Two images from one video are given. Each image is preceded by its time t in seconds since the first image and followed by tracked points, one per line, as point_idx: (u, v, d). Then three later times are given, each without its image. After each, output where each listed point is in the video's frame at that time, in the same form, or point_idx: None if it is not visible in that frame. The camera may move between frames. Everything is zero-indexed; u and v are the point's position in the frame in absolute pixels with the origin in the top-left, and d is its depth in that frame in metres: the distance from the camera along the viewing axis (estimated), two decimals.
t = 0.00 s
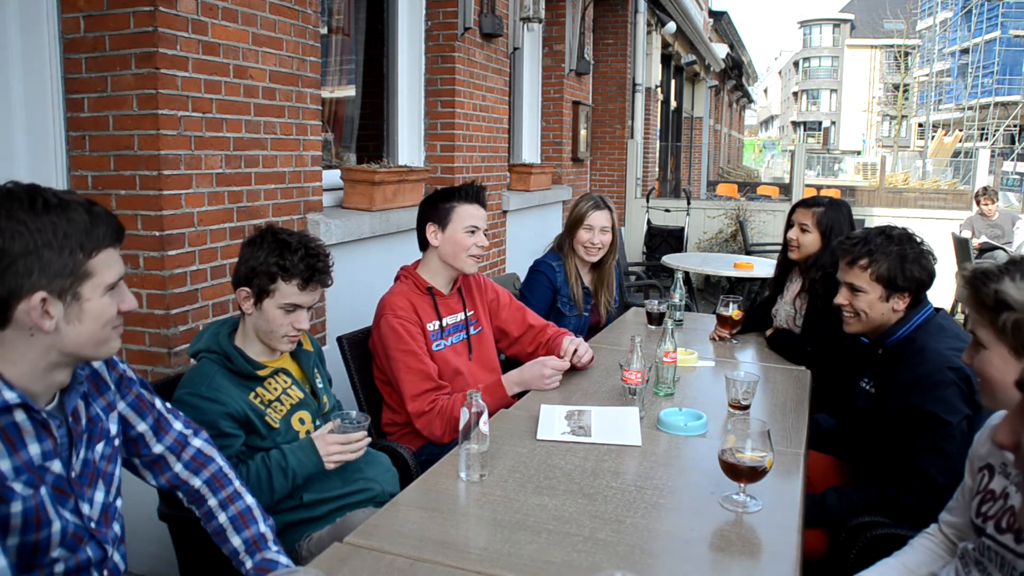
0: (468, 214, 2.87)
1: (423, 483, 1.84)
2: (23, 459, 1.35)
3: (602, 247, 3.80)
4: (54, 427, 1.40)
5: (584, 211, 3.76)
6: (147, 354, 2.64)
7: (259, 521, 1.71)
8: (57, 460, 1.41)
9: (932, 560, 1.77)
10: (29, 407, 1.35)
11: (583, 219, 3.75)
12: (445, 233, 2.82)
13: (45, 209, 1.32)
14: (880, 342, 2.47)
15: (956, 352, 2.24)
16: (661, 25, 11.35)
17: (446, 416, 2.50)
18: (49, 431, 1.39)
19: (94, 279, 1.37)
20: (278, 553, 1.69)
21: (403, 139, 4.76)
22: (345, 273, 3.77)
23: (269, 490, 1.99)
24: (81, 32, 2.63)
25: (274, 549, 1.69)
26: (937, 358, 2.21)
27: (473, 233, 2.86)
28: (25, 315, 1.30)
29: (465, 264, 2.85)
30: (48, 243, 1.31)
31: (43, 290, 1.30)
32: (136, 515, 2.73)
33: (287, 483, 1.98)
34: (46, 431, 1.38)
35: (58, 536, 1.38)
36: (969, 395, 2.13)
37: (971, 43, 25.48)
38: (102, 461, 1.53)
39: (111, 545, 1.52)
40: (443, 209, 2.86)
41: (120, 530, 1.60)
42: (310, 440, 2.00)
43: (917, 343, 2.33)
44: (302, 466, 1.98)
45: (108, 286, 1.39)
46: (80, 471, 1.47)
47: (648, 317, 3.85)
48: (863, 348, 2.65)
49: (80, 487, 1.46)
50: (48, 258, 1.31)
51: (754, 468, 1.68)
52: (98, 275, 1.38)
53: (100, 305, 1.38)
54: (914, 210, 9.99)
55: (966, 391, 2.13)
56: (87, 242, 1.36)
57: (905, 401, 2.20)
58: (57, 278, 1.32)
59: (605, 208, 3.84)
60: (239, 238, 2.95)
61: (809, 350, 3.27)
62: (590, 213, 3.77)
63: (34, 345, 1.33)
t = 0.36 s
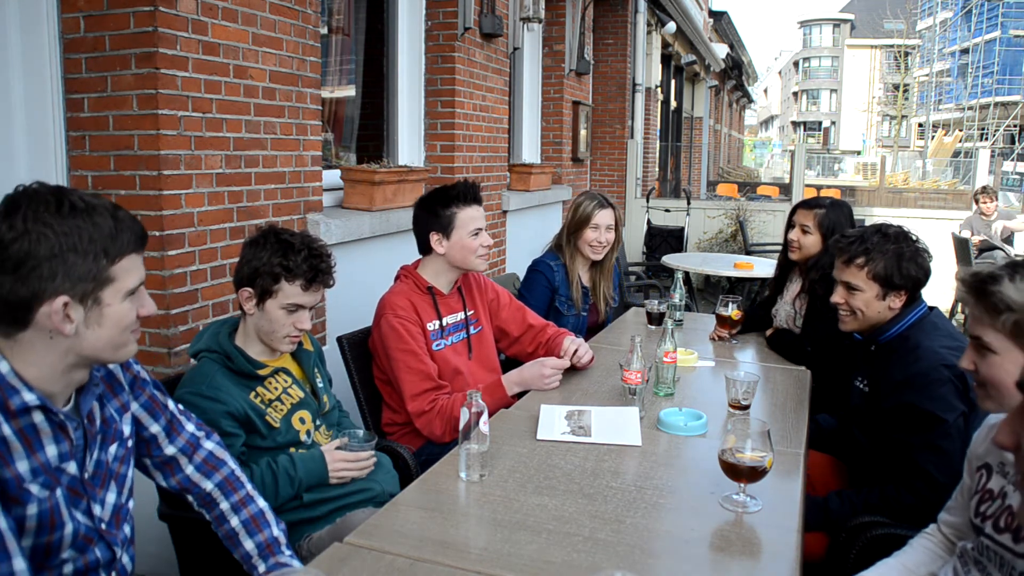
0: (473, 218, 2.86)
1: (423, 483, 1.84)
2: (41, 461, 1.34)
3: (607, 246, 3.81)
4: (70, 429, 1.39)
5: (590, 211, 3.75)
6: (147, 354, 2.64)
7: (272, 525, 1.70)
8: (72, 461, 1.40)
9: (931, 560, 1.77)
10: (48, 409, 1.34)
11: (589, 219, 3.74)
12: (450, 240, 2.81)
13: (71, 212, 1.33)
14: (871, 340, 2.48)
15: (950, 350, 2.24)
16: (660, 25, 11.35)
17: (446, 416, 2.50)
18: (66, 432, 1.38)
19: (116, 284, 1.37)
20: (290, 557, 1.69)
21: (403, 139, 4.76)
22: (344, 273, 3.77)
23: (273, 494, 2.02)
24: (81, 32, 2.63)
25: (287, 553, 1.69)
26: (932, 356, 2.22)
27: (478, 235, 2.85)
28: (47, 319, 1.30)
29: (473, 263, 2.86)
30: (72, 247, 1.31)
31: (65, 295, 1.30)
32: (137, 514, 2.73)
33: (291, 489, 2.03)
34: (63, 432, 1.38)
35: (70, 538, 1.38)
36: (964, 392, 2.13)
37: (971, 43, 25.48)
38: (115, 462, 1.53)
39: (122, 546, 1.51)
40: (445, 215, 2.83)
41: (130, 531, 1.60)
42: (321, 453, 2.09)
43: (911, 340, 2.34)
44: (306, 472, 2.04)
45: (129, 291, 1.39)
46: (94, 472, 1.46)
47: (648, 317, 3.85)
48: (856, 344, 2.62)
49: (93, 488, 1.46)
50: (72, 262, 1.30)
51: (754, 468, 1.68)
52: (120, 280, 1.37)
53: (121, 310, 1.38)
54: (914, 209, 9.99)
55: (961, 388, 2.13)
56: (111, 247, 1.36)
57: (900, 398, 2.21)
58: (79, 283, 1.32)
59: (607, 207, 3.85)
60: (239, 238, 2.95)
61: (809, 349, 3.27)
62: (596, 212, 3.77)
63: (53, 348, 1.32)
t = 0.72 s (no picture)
0: (470, 219, 2.85)
1: (423, 483, 1.84)
2: (44, 461, 1.34)
3: (594, 240, 3.80)
4: (72, 429, 1.39)
5: (574, 204, 3.81)
6: (147, 354, 2.64)
7: (272, 526, 1.70)
8: (74, 461, 1.40)
9: (931, 560, 1.77)
10: (50, 410, 1.34)
11: (574, 212, 3.79)
12: (450, 243, 2.81)
13: (73, 212, 1.32)
14: (872, 342, 2.48)
15: (950, 351, 2.24)
16: (660, 25, 11.36)
17: (446, 416, 2.50)
18: (68, 433, 1.38)
19: (117, 284, 1.37)
20: (290, 557, 1.69)
21: (402, 139, 4.76)
22: (344, 273, 3.77)
23: (272, 494, 2.02)
24: (81, 32, 2.63)
25: (287, 554, 1.69)
26: (932, 358, 2.21)
27: (475, 237, 2.85)
28: (48, 319, 1.30)
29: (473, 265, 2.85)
30: (75, 247, 1.31)
31: (67, 295, 1.30)
32: (136, 514, 2.73)
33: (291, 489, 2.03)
34: (65, 433, 1.38)
35: (71, 538, 1.38)
36: (964, 394, 2.13)
37: (971, 42, 25.49)
38: (115, 462, 1.53)
39: (122, 546, 1.51)
40: (443, 218, 2.83)
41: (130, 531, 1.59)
42: (320, 453, 2.09)
43: (912, 341, 2.34)
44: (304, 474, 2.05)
45: (130, 291, 1.39)
46: (95, 472, 1.47)
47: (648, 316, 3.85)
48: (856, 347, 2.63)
49: (94, 488, 1.46)
50: (74, 262, 1.30)
51: (754, 468, 1.68)
52: (121, 280, 1.37)
53: (122, 310, 1.38)
54: (914, 209, 9.99)
55: (961, 390, 2.13)
56: (113, 247, 1.36)
57: (900, 400, 2.21)
58: (81, 283, 1.31)
59: (596, 201, 3.87)
60: (239, 238, 2.95)
61: (808, 349, 3.28)
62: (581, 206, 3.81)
63: (55, 347, 1.32)
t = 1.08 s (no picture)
0: (449, 221, 2.82)
1: (423, 483, 1.84)
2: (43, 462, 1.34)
3: (599, 243, 3.79)
4: (71, 430, 1.38)
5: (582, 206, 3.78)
6: (146, 354, 2.64)
7: (270, 523, 1.70)
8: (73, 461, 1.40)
9: (932, 560, 1.77)
10: (49, 410, 1.33)
11: (581, 214, 3.76)
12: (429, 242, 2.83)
13: (89, 210, 1.33)
14: (871, 343, 2.48)
15: (949, 352, 2.24)
16: (661, 24, 11.36)
17: (445, 415, 2.49)
18: (66, 433, 1.37)
19: (129, 283, 1.37)
20: (288, 555, 1.69)
21: (403, 139, 4.76)
22: (344, 273, 3.77)
23: (259, 484, 1.98)
24: (81, 32, 2.63)
25: (285, 551, 1.69)
26: (931, 359, 2.21)
27: (453, 239, 2.80)
28: (61, 317, 1.29)
29: (453, 272, 2.81)
30: (91, 245, 1.31)
31: (82, 293, 1.30)
32: (136, 514, 2.73)
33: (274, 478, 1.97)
34: (64, 433, 1.37)
35: (70, 539, 1.38)
36: (963, 395, 2.12)
37: (971, 43, 25.49)
38: (113, 461, 1.52)
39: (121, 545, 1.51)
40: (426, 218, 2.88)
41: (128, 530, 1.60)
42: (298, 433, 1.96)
43: (909, 343, 2.34)
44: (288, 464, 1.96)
45: (140, 290, 1.39)
46: (93, 471, 1.46)
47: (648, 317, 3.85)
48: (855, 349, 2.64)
49: (92, 488, 1.46)
50: (90, 260, 1.30)
51: (754, 468, 1.68)
52: (132, 279, 1.38)
53: (132, 309, 1.38)
54: (914, 209, 9.99)
55: (960, 391, 2.12)
56: (126, 246, 1.36)
57: (898, 402, 2.21)
58: (96, 281, 1.31)
59: (604, 204, 3.84)
60: (239, 238, 2.95)
61: (808, 349, 3.28)
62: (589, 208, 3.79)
63: (57, 345, 1.31)
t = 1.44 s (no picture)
0: (436, 224, 2.76)
1: (423, 483, 1.84)
2: (43, 463, 1.33)
3: (605, 250, 3.77)
4: (71, 431, 1.38)
5: (589, 212, 3.74)
6: (147, 354, 2.64)
7: (267, 520, 1.71)
8: (72, 462, 1.40)
9: (932, 560, 1.77)
10: (50, 411, 1.32)
11: (588, 220, 3.74)
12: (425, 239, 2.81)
13: (110, 215, 1.35)
14: (869, 345, 2.47)
15: (946, 353, 2.24)
16: (661, 24, 11.36)
17: (445, 415, 2.49)
18: (66, 435, 1.37)
19: (141, 288, 1.39)
20: (286, 553, 1.70)
21: (402, 139, 4.76)
22: (344, 273, 3.77)
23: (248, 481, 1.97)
24: (81, 32, 2.63)
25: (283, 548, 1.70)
26: (927, 360, 2.21)
27: (438, 243, 2.75)
28: (78, 318, 1.29)
29: (437, 280, 2.78)
30: (114, 251, 1.33)
31: (101, 297, 1.31)
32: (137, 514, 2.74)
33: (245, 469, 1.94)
34: (63, 435, 1.36)
35: (71, 540, 1.39)
36: (960, 395, 2.12)
37: (971, 43, 25.50)
38: (111, 462, 1.52)
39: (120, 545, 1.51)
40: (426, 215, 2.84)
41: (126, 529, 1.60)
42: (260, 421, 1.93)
43: (906, 345, 2.34)
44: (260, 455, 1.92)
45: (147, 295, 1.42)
46: (91, 472, 1.46)
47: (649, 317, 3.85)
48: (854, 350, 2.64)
49: (90, 488, 1.46)
50: (114, 264, 1.32)
51: (754, 468, 1.68)
52: (143, 285, 1.40)
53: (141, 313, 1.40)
54: (914, 209, 9.99)
55: (957, 392, 2.13)
56: (143, 253, 1.39)
57: (896, 403, 2.21)
58: (115, 285, 1.33)
59: (611, 209, 3.80)
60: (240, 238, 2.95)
61: (808, 349, 3.28)
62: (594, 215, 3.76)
63: (63, 346, 1.30)
